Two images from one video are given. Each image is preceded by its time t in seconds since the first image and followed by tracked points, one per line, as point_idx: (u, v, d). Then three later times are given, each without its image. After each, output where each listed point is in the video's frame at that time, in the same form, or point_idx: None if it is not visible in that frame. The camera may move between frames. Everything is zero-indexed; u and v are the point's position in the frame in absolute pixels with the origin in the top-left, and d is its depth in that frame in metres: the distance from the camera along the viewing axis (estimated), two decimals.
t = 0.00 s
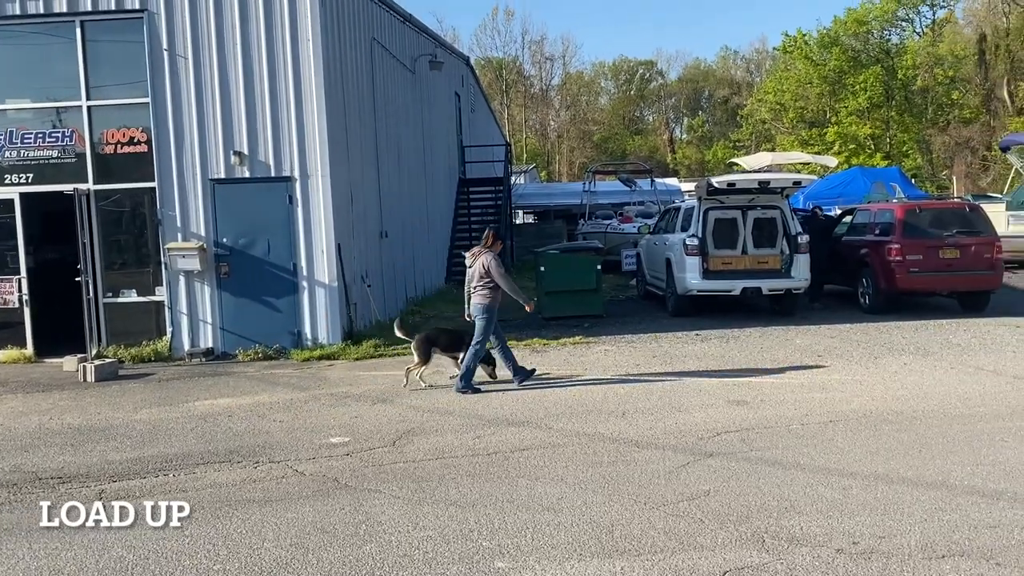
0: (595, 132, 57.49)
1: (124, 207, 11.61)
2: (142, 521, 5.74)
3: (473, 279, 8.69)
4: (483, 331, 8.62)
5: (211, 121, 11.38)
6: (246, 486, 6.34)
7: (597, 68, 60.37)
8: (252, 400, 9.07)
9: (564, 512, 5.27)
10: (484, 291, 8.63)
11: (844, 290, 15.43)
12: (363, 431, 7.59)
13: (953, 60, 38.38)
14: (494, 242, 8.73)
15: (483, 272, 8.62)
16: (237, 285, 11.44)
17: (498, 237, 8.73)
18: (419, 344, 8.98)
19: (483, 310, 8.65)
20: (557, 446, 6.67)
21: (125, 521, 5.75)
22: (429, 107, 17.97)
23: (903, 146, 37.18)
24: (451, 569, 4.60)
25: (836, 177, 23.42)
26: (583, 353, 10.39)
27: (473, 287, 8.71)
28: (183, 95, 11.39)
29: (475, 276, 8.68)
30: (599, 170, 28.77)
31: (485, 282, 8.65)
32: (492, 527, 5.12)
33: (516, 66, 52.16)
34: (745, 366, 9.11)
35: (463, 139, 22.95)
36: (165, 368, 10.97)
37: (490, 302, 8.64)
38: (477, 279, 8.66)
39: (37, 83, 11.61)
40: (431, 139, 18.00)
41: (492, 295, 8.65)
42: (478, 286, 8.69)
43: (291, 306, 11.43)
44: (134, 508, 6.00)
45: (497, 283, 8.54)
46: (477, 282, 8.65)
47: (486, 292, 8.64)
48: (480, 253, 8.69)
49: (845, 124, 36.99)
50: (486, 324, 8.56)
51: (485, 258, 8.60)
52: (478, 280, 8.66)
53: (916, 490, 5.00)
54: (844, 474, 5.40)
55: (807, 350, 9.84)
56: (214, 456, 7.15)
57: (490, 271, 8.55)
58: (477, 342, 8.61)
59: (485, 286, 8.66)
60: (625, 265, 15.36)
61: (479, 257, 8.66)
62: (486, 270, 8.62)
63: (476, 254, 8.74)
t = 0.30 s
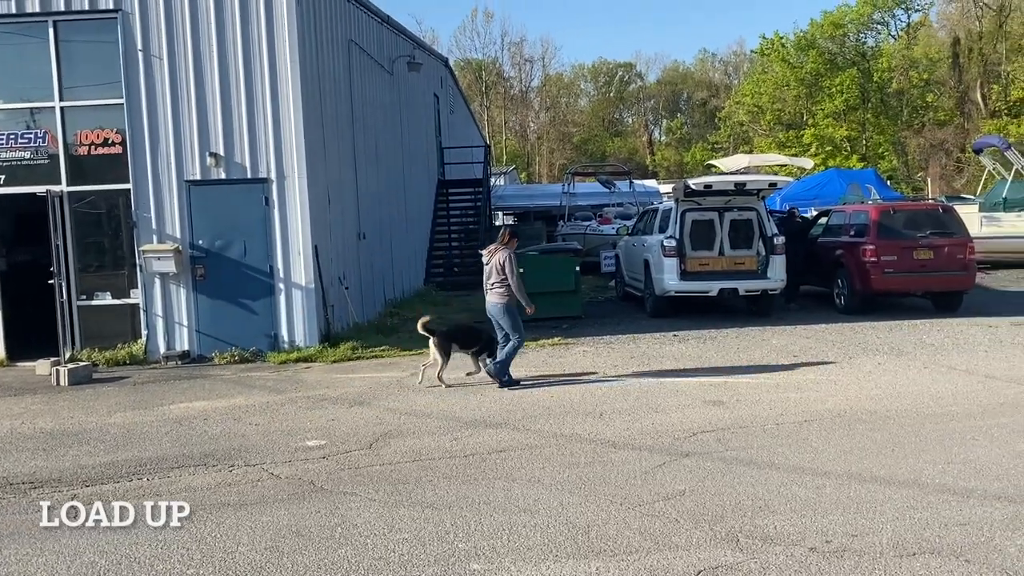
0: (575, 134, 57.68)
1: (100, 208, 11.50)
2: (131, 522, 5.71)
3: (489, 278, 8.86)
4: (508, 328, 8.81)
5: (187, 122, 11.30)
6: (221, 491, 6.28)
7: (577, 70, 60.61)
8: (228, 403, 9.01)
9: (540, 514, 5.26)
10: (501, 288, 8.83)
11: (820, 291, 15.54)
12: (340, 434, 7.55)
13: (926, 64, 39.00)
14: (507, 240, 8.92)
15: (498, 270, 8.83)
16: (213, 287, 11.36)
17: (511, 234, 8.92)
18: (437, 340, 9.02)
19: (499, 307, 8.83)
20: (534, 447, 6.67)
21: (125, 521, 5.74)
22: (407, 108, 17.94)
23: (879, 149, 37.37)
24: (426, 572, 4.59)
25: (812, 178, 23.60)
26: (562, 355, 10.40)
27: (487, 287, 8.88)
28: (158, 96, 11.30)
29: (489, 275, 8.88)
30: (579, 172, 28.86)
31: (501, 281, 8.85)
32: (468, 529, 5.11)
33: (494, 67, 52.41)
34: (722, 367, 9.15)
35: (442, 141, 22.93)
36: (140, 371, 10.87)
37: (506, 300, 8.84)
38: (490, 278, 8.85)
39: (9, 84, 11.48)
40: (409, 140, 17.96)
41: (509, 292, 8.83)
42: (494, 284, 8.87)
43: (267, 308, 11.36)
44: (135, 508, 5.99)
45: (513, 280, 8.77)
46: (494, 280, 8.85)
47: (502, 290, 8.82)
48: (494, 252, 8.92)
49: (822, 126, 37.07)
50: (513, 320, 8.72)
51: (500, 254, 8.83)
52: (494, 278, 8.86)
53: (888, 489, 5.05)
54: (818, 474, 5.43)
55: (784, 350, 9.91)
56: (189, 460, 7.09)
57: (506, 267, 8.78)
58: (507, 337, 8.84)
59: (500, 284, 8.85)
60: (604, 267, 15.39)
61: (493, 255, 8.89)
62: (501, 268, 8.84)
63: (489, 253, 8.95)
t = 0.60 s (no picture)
0: (554, 135, 57.60)
1: (72, 210, 11.36)
2: (99, 527, 5.63)
3: (499, 279, 8.89)
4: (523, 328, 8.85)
5: (158, 123, 11.20)
6: (189, 495, 6.21)
7: (555, 71, 60.76)
8: (200, 407, 8.92)
9: (511, 516, 5.24)
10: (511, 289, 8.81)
11: (796, 291, 15.62)
12: (312, 437, 7.49)
13: (902, 66, 39.15)
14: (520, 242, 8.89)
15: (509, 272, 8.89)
16: (185, 290, 11.27)
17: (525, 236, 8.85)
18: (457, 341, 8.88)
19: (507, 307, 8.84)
20: (506, 449, 6.65)
21: (125, 521, 5.73)
22: (383, 109, 17.87)
23: (855, 150, 37.93)
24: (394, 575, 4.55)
25: (788, 179, 23.73)
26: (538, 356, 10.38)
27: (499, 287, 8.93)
28: (129, 97, 11.19)
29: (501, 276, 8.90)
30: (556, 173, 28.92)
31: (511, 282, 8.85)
32: (438, 532, 5.09)
33: (473, 69, 52.79)
34: (696, 367, 9.16)
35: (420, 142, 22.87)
36: (111, 375, 10.75)
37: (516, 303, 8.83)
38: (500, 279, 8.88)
39: None
40: (385, 142, 17.89)
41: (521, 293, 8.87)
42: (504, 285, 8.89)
43: (241, 311, 11.28)
44: (122, 510, 5.95)
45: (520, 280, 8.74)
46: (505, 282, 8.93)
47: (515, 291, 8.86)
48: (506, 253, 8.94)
49: (798, 128, 37.74)
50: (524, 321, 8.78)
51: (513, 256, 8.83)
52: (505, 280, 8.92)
53: (857, 488, 5.06)
54: (787, 473, 5.44)
55: (757, 350, 9.95)
56: (158, 465, 7.01)
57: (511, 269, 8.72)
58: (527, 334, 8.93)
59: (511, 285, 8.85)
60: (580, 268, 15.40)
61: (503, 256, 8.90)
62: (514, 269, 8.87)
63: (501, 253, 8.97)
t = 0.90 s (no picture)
0: (534, 137, 57.70)
1: (44, 212, 11.26)
2: (64, 532, 5.58)
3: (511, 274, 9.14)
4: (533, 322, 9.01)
5: (130, 124, 11.12)
6: (157, 499, 6.17)
7: (535, 73, 60.90)
8: (171, 410, 8.86)
9: (479, 516, 5.25)
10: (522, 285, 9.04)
11: (770, 291, 15.73)
12: (283, 440, 7.47)
13: (877, 68, 39.47)
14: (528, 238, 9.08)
15: (522, 268, 9.09)
16: (158, 292, 11.20)
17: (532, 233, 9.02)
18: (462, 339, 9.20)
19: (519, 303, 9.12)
20: (478, 450, 6.66)
21: (102, 524, 5.70)
22: (358, 110, 17.83)
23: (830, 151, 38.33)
24: None
25: (764, 180, 23.90)
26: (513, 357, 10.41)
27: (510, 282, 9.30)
28: (100, 98, 11.10)
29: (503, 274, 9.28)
30: (534, 174, 28.99)
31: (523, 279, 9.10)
32: (405, 533, 5.09)
33: (452, 70, 52.90)
34: (668, 367, 9.21)
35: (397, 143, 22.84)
36: (82, 379, 10.65)
37: (530, 297, 9.02)
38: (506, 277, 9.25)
39: None
40: (361, 143, 17.85)
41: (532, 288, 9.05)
42: (515, 281, 9.21)
43: (214, 313, 11.22)
44: (89, 515, 5.89)
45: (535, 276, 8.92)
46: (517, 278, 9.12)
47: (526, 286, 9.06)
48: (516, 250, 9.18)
49: (775, 129, 37.89)
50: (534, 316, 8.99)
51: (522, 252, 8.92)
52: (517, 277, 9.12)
53: (821, 485, 5.11)
54: (754, 472, 5.48)
55: (730, 350, 10.01)
56: (128, 468, 6.96)
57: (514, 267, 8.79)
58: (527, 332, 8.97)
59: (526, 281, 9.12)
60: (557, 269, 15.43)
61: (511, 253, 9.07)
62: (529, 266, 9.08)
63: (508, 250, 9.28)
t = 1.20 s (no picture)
0: (514, 137, 57.81)
1: (16, 214, 11.16)
2: (31, 536, 5.53)
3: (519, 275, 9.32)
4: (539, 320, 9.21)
5: (102, 125, 11.04)
6: (126, 502, 6.12)
7: (515, 73, 61.06)
8: (144, 413, 8.80)
9: (450, 516, 5.25)
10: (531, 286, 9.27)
11: (746, 291, 15.82)
12: (256, 442, 7.44)
13: (853, 69, 39.16)
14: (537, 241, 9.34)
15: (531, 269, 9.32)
16: (132, 294, 11.12)
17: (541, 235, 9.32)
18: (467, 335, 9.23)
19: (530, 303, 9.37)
20: (451, 450, 6.66)
21: (78, 527, 5.66)
22: (336, 111, 17.78)
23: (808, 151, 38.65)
24: None
25: (742, 180, 24.04)
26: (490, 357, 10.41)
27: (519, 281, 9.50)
28: (72, 98, 11.02)
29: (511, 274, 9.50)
30: (514, 174, 29.04)
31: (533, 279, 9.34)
32: (376, 533, 5.07)
33: (432, 71, 52.97)
34: (643, 366, 9.24)
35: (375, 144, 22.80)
36: (55, 382, 10.56)
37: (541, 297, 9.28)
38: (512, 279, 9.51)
39: None
40: (339, 144, 17.80)
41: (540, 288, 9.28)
42: (525, 282, 9.45)
43: (188, 315, 11.15)
44: (55, 519, 5.84)
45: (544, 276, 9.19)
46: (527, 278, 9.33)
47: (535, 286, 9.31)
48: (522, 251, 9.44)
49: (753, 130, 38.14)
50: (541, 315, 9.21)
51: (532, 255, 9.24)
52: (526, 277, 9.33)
53: (789, 482, 5.15)
54: (724, 469, 5.51)
55: (705, 349, 10.07)
56: (98, 472, 6.90)
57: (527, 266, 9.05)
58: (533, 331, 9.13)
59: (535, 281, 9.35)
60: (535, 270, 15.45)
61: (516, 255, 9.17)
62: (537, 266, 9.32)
63: (517, 251, 9.53)
